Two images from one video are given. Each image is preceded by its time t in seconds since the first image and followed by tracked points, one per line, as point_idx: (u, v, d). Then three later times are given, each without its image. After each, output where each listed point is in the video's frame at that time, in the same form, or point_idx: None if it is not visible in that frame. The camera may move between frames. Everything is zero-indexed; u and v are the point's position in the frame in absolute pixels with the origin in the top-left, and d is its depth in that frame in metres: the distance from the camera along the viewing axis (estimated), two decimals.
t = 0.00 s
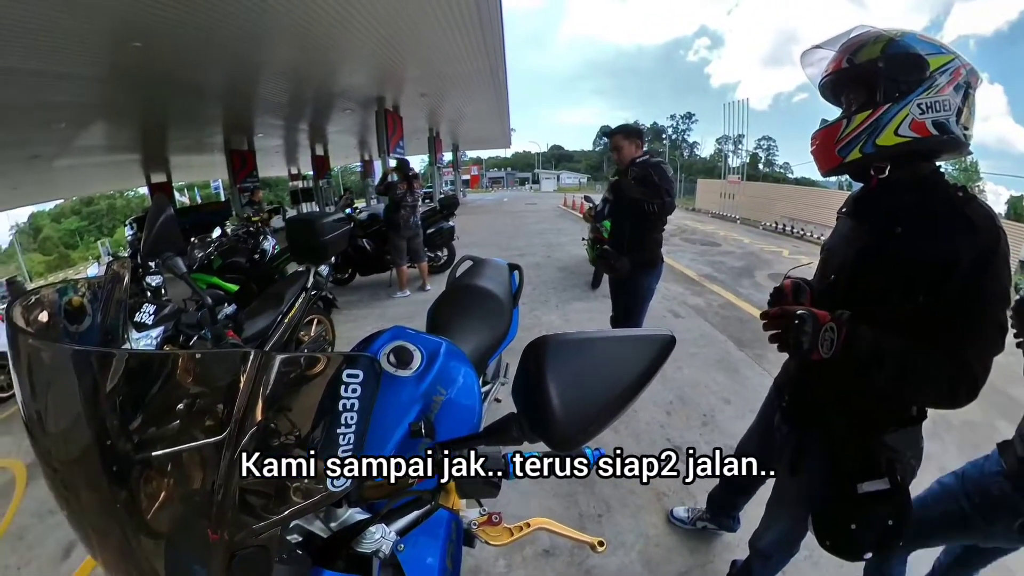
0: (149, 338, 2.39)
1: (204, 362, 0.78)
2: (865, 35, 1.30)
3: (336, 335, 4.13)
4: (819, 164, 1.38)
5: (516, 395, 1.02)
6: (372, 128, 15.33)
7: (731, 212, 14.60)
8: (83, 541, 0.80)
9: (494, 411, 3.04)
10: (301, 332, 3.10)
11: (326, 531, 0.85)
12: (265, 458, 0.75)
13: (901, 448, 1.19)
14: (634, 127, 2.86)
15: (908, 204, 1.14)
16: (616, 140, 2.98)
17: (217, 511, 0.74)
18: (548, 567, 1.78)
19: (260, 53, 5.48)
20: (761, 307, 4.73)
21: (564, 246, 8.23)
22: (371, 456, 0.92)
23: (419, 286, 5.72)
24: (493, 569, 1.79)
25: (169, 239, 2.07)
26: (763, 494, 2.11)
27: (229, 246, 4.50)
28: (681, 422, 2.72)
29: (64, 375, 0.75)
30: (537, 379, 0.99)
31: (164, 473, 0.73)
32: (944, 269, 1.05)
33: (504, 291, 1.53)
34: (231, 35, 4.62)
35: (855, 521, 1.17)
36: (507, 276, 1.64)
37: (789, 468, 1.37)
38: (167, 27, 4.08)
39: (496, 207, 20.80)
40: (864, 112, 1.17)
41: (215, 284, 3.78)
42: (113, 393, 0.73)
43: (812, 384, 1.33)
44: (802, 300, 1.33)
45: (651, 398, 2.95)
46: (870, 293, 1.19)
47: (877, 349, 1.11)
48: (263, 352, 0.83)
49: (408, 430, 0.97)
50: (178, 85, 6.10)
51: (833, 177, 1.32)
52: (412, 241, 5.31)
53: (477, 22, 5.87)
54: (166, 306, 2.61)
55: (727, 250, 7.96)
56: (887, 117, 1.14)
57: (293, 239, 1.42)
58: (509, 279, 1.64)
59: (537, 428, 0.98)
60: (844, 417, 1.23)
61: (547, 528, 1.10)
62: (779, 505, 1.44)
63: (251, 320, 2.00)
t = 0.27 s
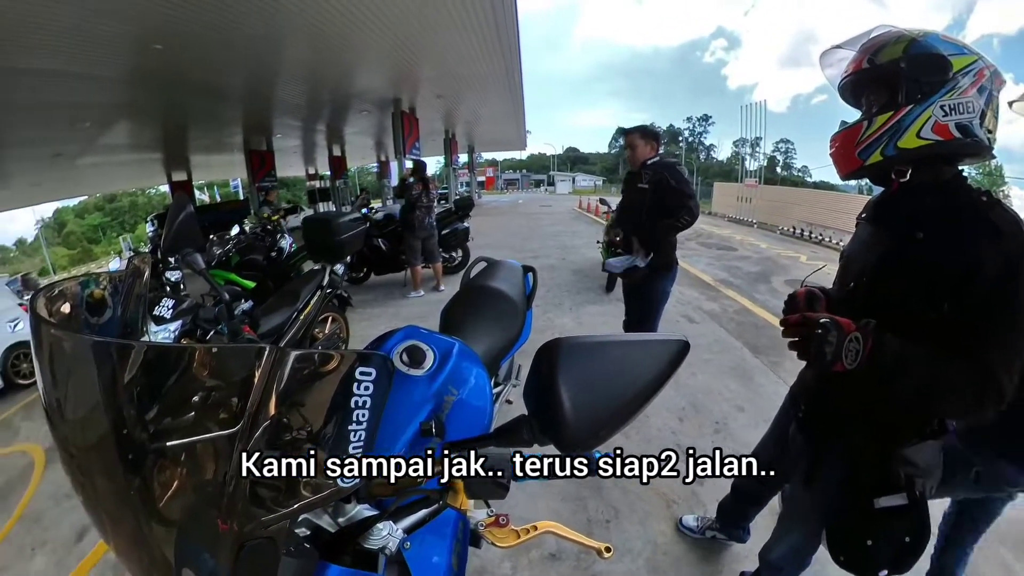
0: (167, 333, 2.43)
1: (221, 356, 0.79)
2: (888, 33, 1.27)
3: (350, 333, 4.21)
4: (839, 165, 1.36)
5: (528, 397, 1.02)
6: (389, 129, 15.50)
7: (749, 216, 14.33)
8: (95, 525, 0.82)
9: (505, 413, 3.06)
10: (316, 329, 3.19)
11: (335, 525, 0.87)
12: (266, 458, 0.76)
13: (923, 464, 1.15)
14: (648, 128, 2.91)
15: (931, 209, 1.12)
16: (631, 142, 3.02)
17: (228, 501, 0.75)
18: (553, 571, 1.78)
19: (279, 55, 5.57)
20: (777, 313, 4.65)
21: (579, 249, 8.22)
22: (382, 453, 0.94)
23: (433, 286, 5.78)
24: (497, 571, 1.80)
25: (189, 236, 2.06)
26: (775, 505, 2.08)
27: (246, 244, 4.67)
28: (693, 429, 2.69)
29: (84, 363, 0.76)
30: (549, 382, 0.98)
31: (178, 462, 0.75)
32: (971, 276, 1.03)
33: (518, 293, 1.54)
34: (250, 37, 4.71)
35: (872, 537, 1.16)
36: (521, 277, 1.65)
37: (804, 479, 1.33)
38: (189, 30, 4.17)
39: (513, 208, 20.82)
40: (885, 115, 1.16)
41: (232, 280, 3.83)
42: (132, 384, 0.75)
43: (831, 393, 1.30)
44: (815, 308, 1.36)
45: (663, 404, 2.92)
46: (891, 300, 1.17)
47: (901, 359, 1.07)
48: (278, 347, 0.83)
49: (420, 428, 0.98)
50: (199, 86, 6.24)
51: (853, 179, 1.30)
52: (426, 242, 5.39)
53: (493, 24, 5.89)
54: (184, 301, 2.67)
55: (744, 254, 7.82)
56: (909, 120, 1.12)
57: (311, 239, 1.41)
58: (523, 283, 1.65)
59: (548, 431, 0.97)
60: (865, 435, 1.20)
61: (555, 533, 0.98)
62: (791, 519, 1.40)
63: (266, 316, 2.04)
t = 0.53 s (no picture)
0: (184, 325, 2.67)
1: (237, 351, 0.80)
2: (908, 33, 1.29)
3: (365, 332, 4.29)
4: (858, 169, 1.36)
5: (538, 400, 1.01)
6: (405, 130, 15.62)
7: (767, 220, 14.02)
8: (110, 512, 0.84)
9: (516, 415, 3.07)
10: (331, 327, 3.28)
11: (343, 521, 0.87)
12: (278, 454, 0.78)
13: (939, 478, 1.15)
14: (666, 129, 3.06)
15: (953, 217, 1.12)
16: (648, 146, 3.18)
17: (240, 493, 0.77)
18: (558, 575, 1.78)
19: (297, 57, 5.66)
20: (794, 319, 4.55)
21: (594, 251, 8.19)
22: (392, 451, 0.95)
23: (448, 286, 5.84)
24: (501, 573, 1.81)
25: (208, 233, 2.08)
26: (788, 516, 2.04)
27: (264, 243, 4.80)
28: (705, 436, 2.66)
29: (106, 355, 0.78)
30: (560, 386, 0.97)
31: (192, 454, 0.77)
32: (997, 282, 1.01)
33: (530, 294, 1.55)
34: (268, 39, 4.78)
35: (886, 553, 1.14)
36: (535, 280, 1.67)
37: (818, 491, 1.34)
38: (209, 32, 4.26)
39: (529, 210, 20.85)
40: (907, 116, 1.16)
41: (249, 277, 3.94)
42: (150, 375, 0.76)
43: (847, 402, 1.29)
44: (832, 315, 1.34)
45: (675, 410, 2.89)
46: (912, 308, 1.16)
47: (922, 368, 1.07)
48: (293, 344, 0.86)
49: (430, 427, 0.98)
50: (219, 87, 6.38)
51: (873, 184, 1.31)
52: (441, 243, 5.45)
53: (509, 25, 5.89)
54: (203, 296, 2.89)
55: (761, 258, 7.69)
56: (932, 122, 1.12)
57: (328, 238, 1.44)
58: (536, 284, 1.67)
59: (559, 437, 0.96)
60: (882, 448, 1.19)
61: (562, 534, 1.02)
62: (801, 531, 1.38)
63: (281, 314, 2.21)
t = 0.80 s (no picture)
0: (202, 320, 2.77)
1: (252, 346, 0.81)
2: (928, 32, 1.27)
3: (379, 330, 4.34)
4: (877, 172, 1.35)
5: (550, 402, 0.99)
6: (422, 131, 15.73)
7: (785, 224, 13.67)
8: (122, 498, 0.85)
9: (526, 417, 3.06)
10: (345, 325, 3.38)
11: (351, 516, 0.88)
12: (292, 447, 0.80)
13: (954, 492, 1.10)
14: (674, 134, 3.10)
15: (975, 221, 1.09)
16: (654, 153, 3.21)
17: (250, 485, 0.78)
18: None
19: (315, 59, 5.74)
20: (812, 326, 4.44)
21: (609, 254, 8.13)
22: (402, 449, 0.95)
23: (462, 287, 5.87)
24: None
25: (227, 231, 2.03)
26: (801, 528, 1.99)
27: (281, 241, 4.96)
28: (717, 444, 2.61)
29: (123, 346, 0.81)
30: (573, 388, 0.95)
31: (205, 445, 0.78)
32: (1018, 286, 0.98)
33: (545, 296, 1.56)
34: (287, 42, 4.86)
35: (897, 567, 1.11)
36: (549, 281, 1.67)
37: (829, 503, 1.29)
38: (229, 34, 4.34)
39: (546, 212, 20.81)
40: (928, 120, 1.15)
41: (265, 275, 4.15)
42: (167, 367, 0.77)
43: (865, 410, 1.25)
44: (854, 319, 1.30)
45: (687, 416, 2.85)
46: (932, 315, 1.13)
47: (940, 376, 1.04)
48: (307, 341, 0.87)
49: (441, 427, 0.99)
50: (238, 88, 6.50)
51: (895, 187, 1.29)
52: (456, 243, 5.49)
53: (525, 27, 5.89)
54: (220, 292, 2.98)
55: (779, 263, 7.53)
56: (954, 125, 1.11)
57: (345, 239, 1.46)
58: (551, 286, 1.67)
59: (570, 439, 0.95)
60: (896, 459, 1.15)
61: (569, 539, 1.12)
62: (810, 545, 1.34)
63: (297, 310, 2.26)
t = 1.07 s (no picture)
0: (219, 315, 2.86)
1: (268, 342, 0.82)
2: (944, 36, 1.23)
3: (393, 330, 4.38)
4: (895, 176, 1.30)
5: (562, 404, 0.99)
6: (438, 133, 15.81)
7: (802, 229, 13.32)
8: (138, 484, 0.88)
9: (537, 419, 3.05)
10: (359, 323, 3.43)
11: (359, 512, 0.90)
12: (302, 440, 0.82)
13: (960, 499, 1.08)
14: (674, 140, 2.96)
15: (987, 224, 1.09)
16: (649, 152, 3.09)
17: (262, 478, 0.80)
18: None
19: (332, 62, 5.82)
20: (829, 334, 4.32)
21: (624, 258, 8.06)
22: (412, 447, 0.96)
23: (475, 288, 5.89)
24: None
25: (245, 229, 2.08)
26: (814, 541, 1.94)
27: (298, 240, 4.96)
28: (729, 453, 2.56)
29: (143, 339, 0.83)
30: (586, 390, 0.95)
31: (219, 437, 0.80)
32: None
33: (559, 298, 1.56)
34: (304, 45, 4.93)
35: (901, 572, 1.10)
36: (563, 284, 1.68)
37: (836, 509, 1.28)
38: (248, 37, 4.42)
39: (561, 215, 20.75)
40: (943, 123, 1.10)
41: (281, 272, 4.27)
42: (184, 359, 0.79)
43: (874, 412, 1.24)
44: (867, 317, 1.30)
45: (699, 423, 2.80)
46: (945, 318, 1.12)
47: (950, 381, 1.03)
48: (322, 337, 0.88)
49: (451, 427, 0.99)
50: (257, 90, 6.63)
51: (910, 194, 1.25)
52: (470, 245, 5.52)
53: (539, 28, 5.88)
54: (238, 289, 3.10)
55: (797, 268, 7.35)
56: (969, 129, 1.06)
57: (361, 237, 1.56)
58: (564, 288, 1.68)
59: (580, 442, 0.94)
60: (903, 465, 1.14)
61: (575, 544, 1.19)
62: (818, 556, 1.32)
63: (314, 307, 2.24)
